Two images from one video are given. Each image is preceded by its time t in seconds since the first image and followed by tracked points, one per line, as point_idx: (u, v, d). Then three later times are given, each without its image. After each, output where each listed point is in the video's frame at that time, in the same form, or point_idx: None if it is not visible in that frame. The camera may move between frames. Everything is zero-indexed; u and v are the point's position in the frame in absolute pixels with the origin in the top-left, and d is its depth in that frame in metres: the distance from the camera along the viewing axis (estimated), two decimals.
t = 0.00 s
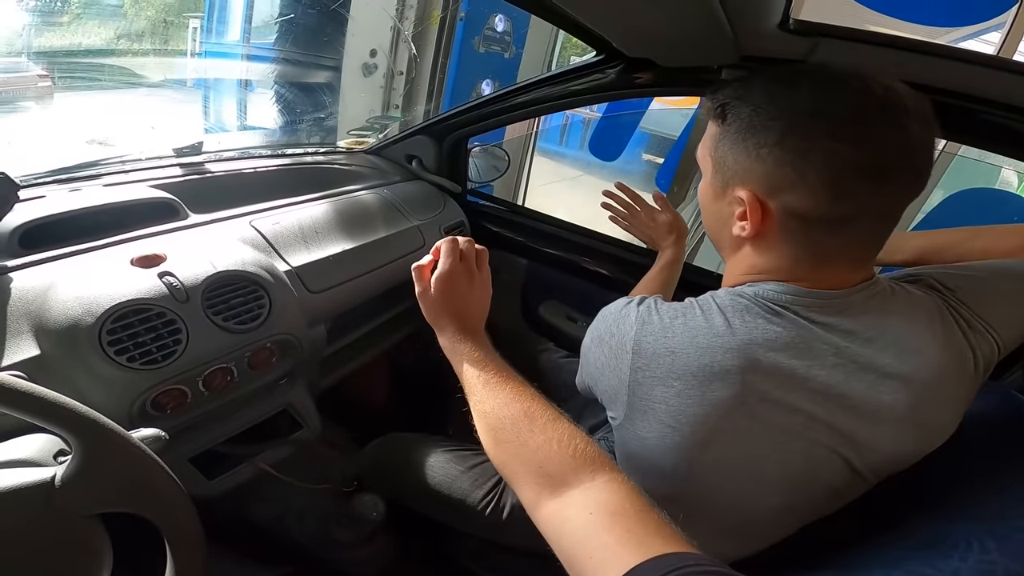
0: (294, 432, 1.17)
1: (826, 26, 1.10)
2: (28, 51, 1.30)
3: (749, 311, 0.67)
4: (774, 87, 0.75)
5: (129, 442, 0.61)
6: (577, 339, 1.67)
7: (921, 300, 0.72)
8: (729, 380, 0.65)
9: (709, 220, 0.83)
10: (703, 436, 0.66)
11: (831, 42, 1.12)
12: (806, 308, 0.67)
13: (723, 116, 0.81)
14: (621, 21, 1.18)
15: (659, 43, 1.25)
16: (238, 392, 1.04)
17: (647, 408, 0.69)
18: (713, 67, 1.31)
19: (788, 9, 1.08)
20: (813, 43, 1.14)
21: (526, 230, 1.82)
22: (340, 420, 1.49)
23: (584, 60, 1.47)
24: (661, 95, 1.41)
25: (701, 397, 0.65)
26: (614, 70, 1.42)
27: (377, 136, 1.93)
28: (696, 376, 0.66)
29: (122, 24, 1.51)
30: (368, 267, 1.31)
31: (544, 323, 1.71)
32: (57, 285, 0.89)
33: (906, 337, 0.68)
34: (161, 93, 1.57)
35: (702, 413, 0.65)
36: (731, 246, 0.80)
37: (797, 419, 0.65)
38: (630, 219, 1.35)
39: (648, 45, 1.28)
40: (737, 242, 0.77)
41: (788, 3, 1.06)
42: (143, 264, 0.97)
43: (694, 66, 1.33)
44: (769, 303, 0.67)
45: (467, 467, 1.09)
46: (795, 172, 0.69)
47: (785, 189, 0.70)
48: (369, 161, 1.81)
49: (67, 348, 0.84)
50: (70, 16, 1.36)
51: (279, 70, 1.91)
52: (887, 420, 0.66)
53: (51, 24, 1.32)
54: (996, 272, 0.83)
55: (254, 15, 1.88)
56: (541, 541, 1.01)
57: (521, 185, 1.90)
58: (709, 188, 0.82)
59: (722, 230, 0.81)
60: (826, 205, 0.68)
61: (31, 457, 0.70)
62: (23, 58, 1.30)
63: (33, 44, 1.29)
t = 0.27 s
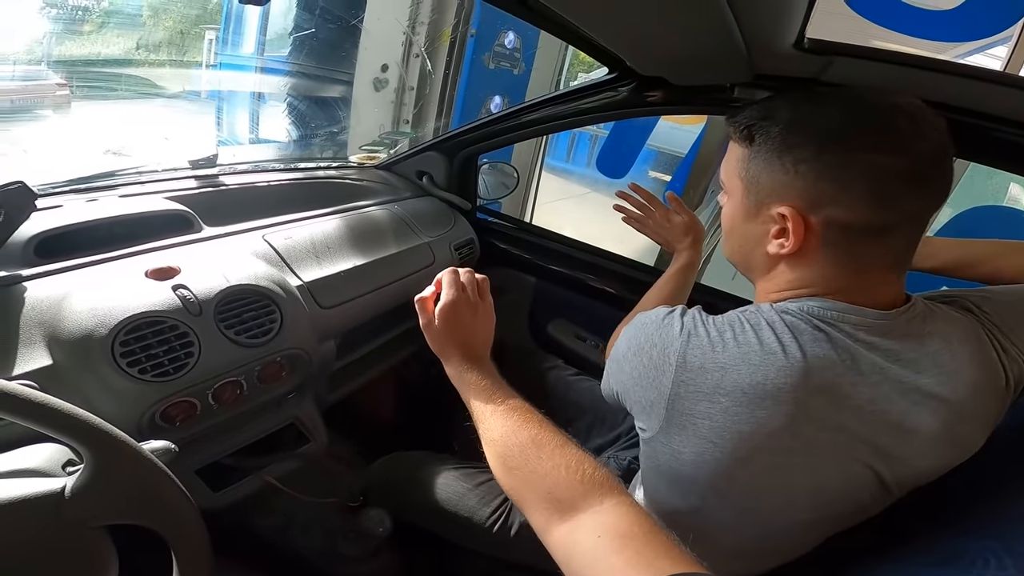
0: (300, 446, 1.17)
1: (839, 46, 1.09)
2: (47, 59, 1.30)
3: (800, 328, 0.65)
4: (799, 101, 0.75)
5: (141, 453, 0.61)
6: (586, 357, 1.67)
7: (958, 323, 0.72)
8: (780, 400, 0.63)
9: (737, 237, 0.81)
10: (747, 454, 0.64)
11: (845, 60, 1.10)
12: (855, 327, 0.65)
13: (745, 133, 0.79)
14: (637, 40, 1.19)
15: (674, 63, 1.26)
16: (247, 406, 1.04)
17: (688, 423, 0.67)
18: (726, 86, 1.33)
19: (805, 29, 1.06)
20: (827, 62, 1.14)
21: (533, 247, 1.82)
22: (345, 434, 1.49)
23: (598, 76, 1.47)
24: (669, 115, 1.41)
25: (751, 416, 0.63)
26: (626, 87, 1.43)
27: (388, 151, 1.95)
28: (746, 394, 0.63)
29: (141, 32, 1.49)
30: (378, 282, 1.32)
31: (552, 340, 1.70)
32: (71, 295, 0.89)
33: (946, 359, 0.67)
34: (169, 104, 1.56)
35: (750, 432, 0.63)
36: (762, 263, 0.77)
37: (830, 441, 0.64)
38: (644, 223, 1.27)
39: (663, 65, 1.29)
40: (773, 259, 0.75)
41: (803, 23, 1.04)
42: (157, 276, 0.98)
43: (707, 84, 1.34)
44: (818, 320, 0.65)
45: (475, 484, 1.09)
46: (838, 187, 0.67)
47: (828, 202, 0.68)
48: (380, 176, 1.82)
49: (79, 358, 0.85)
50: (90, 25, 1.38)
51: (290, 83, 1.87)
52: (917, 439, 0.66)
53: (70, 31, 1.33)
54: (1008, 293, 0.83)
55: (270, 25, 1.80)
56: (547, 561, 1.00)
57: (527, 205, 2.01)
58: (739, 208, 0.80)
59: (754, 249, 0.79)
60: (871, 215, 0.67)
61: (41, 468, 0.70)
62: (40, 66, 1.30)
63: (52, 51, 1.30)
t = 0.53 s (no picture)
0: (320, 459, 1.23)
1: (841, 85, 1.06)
2: (71, 71, 1.44)
3: (755, 365, 0.67)
4: (747, 121, 0.78)
5: (196, 461, 0.65)
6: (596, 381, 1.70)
7: (920, 336, 0.75)
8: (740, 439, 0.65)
9: (687, 259, 0.82)
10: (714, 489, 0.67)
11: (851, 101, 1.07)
12: (819, 352, 0.67)
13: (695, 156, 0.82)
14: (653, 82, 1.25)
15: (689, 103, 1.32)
16: (275, 419, 1.09)
17: (653, 460, 0.69)
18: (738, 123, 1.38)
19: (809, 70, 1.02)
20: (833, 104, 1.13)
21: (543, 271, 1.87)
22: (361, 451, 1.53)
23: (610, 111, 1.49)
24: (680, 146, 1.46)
25: (711, 457, 0.66)
26: (638, 120, 1.45)
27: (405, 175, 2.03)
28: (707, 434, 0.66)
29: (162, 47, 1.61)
30: (399, 303, 1.37)
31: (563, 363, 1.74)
32: (118, 312, 0.95)
33: (915, 380, 0.70)
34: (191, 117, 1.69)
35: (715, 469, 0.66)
36: (713, 282, 0.78)
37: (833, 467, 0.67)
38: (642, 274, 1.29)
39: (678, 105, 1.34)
40: (720, 277, 0.76)
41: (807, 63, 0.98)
42: (199, 295, 1.03)
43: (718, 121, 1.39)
44: (782, 350, 0.67)
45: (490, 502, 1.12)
46: (775, 201, 0.69)
47: (767, 219, 0.70)
48: (399, 200, 1.89)
49: (127, 371, 0.90)
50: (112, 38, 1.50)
51: (309, 104, 1.88)
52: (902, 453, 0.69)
53: (93, 43, 1.46)
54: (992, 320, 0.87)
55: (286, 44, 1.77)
56: None
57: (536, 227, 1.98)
58: (684, 227, 0.81)
59: (702, 268, 0.79)
60: (807, 231, 0.68)
61: (96, 473, 0.74)
62: (65, 76, 1.43)
63: (76, 63, 1.44)
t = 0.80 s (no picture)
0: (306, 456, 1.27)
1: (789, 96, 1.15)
2: (80, 78, 1.48)
3: (692, 353, 0.73)
4: (685, 150, 0.81)
5: (180, 445, 0.70)
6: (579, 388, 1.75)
7: (850, 350, 0.78)
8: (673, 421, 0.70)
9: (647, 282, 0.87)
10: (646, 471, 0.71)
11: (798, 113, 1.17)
12: (742, 357, 0.72)
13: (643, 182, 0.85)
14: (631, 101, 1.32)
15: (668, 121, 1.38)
16: (263, 414, 1.14)
17: (596, 443, 0.73)
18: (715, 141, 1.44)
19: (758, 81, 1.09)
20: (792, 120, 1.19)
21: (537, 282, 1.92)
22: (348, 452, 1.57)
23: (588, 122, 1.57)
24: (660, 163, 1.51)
25: (642, 431, 0.70)
26: (615, 134, 1.53)
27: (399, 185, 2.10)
28: (641, 415, 0.71)
29: (169, 54, 1.62)
30: (386, 308, 1.42)
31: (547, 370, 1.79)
32: (116, 310, 1.00)
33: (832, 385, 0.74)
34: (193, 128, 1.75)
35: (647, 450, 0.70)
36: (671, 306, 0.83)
37: (779, 464, 0.71)
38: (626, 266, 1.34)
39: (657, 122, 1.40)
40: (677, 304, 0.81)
41: (754, 79, 1.07)
42: (194, 295, 1.09)
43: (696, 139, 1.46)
44: (709, 351, 0.73)
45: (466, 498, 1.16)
46: (719, 239, 0.74)
47: (713, 254, 0.75)
48: (392, 210, 1.95)
49: (123, 364, 0.95)
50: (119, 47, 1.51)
51: (310, 117, 1.95)
52: (837, 461, 0.73)
53: (103, 49, 1.48)
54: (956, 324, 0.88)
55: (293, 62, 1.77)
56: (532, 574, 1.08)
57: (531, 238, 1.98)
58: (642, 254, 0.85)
59: (660, 292, 0.84)
60: (749, 263, 0.73)
61: (88, 458, 0.80)
62: (74, 82, 1.47)
63: (86, 71, 1.47)
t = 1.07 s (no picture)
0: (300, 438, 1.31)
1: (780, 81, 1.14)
2: (72, 62, 1.46)
3: (698, 316, 0.73)
4: (674, 126, 0.85)
5: (169, 423, 0.71)
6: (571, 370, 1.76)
7: (842, 314, 0.78)
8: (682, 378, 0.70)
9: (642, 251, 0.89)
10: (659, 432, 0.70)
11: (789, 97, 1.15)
12: (744, 313, 0.74)
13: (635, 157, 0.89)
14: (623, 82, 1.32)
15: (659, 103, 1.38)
16: (255, 395, 1.15)
17: (604, 407, 0.73)
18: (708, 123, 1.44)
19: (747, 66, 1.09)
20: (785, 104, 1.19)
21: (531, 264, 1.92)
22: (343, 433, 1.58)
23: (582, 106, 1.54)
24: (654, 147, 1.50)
25: (652, 392, 0.70)
26: (607, 118, 1.50)
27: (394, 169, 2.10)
28: (649, 374, 0.71)
29: (165, 41, 1.62)
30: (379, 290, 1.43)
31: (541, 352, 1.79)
32: (108, 291, 1.01)
33: (829, 346, 0.74)
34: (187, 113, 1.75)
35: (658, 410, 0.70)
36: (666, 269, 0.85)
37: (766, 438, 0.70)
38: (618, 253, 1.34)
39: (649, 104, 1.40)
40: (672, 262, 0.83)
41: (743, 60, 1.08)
42: (186, 276, 1.09)
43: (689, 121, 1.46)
44: (713, 310, 0.74)
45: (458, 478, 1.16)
46: (706, 189, 0.78)
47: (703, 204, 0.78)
48: (386, 193, 1.95)
49: (115, 344, 0.96)
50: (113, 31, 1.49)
51: (305, 103, 1.94)
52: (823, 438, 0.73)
53: (95, 38, 1.47)
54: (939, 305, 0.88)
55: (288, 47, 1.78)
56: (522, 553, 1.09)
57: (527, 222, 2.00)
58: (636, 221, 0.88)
59: (656, 258, 0.86)
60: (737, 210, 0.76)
61: (79, 438, 0.80)
62: (66, 69, 1.46)
63: (79, 56, 1.46)
